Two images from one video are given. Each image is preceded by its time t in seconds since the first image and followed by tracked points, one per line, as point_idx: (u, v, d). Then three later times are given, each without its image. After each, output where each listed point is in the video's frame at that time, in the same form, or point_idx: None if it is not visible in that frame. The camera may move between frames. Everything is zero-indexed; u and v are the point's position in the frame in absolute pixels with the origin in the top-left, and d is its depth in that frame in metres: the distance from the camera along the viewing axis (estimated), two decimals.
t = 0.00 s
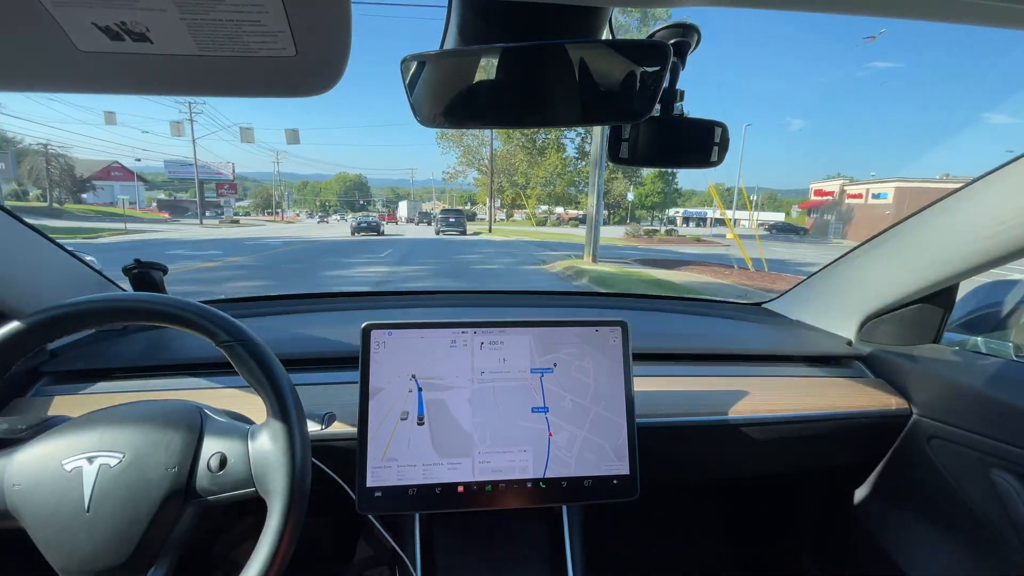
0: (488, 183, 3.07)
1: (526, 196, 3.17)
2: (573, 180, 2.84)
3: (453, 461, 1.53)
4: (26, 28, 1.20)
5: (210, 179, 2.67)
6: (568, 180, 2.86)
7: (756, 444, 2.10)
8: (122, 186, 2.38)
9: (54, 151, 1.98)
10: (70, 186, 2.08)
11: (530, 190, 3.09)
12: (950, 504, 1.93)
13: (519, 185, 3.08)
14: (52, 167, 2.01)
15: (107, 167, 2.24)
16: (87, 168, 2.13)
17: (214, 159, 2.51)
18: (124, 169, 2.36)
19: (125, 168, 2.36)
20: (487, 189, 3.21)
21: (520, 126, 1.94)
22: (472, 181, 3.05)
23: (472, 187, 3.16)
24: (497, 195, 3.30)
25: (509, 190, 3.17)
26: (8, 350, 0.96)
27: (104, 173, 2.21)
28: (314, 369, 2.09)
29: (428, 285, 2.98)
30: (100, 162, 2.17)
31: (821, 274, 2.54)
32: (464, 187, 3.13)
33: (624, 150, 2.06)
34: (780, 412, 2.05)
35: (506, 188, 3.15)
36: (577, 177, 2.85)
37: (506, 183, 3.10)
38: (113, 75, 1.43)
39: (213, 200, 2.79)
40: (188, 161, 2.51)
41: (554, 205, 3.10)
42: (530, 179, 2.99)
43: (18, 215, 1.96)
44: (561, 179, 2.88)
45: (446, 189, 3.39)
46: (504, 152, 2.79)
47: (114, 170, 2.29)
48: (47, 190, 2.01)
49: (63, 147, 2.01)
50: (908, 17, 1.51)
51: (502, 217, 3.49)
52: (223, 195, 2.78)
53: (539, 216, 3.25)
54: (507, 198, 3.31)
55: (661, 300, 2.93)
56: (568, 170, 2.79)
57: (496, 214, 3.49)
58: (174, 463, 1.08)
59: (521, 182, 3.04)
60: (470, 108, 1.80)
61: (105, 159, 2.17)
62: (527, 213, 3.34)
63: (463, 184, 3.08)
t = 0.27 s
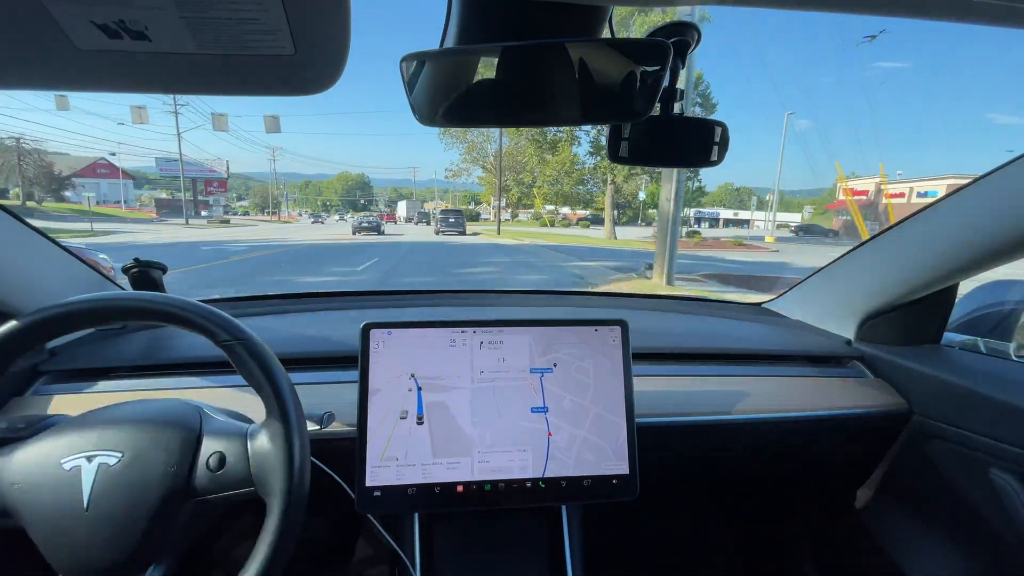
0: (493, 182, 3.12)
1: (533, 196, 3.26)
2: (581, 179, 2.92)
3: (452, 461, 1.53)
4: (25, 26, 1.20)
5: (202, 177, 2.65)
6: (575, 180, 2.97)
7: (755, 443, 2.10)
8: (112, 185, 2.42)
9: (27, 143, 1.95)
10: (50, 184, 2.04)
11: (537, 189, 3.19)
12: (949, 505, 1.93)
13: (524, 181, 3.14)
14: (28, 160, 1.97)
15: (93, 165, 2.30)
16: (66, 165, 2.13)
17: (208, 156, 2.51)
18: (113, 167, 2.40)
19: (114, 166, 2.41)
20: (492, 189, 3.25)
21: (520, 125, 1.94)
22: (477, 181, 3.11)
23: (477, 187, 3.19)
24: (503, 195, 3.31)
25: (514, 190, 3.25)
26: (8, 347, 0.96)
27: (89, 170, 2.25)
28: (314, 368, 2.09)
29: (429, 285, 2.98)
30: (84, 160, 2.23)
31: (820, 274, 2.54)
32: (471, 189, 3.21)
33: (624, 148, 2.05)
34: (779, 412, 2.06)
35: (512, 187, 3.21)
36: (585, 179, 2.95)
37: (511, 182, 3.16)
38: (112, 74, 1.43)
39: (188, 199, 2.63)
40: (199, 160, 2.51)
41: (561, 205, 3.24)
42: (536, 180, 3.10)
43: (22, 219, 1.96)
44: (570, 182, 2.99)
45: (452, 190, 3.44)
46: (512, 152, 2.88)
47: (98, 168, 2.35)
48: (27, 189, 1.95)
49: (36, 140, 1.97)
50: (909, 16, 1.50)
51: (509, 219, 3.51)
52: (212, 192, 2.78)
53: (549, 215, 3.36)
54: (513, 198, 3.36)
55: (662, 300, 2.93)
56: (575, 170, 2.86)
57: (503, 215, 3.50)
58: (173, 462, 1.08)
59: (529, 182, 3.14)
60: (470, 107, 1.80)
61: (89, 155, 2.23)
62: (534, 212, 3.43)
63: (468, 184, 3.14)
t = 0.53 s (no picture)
0: (498, 180, 3.46)
1: (540, 195, 3.36)
2: (589, 177, 2.97)
3: (453, 460, 1.54)
4: (23, 25, 1.19)
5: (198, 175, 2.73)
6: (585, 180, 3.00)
7: (756, 440, 2.10)
8: (99, 184, 2.36)
9: None
10: (21, 182, 1.92)
11: (545, 188, 3.25)
12: (950, 502, 1.93)
13: (529, 180, 3.31)
14: None
15: (77, 162, 2.22)
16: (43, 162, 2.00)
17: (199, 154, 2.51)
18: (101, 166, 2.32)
19: (100, 164, 2.31)
20: (497, 188, 3.65)
21: (520, 124, 1.94)
22: (483, 181, 3.49)
23: (482, 183, 3.42)
24: (508, 195, 3.61)
25: (519, 190, 3.46)
26: (10, 347, 0.96)
27: (70, 169, 2.17)
28: (316, 367, 2.10)
29: (430, 284, 2.99)
30: (66, 158, 2.13)
31: (819, 272, 2.55)
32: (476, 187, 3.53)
33: (623, 148, 2.05)
34: (780, 409, 2.06)
35: (516, 187, 3.44)
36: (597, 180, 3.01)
37: (516, 182, 3.39)
38: (111, 74, 1.43)
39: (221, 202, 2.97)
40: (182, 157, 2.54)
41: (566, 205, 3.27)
42: (544, 179, 3.16)
43: (22, 219, 1.96)
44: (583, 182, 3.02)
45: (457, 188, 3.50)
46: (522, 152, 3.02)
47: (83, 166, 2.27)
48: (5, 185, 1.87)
49: (7, 134, 1.85)
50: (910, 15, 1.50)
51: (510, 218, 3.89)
52: (200, 191, 2.82)
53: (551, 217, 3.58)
54: (519, 198, 3.56)
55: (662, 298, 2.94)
56: (584, 169, 2.89)
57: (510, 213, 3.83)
58: (175, 462, 1.08)
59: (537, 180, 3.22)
60: (470, 106, 1.80)
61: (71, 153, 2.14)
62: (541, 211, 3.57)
63: (473, 183, 3.47)
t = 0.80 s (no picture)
0: (503, 178, 3.25)
1: (547, 195, 3.23)
2: (600, 175, 2.86)
3: (453, 461, 1.54)
4: (25, 28, 1.20)
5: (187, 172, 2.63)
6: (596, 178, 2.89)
7: (756, 442, 2.10)
8: (86, 181, 2.33)
9: None
10: None
11: (553, 187, 3.09)
12: (952, 503, 1.93)
13: (535, 180, 3.16)
14: None
15: (61, 159, 2.18)
16: (18, 157, 1.94)
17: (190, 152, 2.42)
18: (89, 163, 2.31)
19: (81, 160, 2.28)
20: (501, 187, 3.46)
21: (520, 125, 1.94)
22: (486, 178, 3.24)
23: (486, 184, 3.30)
24: (514, 193, 3.49)
25: (525, 190, 3.31)
26: (11, 349, 0.96)
27: (51, 165, 2.11)
28: (317, 368, 2.10)
29: (430, 284, 2.98)
30: (46, 154, 2.07)
31: (820, 274, 2.55)
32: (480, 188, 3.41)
33: (624, 149, 2.05)
34: (780, 411, 2.06)
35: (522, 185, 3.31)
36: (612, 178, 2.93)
37: (522, 181, 3.26)
38: (112, 76, 1.43)
39: (224, 202, 2.91)
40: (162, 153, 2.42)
41: (574, 205, 3.16)
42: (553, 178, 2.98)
43: (23, 220, 1.96)
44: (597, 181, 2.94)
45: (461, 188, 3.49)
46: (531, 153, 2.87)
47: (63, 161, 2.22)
48: None
49: None
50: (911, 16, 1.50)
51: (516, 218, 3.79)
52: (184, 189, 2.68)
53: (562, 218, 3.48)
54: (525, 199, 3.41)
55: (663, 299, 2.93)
56: (595, 166, 2.76)
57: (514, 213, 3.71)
58: (176, 463, 1.09)
59: (544, 179, 3.03)
60: (470, 108, 1.80)
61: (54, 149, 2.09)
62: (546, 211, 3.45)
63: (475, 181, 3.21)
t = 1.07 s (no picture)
0: (510, 177, 3.19)
1: (556, 195, 3.20)
2: (611, 175, 2.79)
3: (453, 461, 1.53)
4: (24, 27, 1.19)
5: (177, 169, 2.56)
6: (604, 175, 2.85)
7: (756, 443, 2.10)
8: (65, 180, 2.18)
9: None
10: None
11: (562, 186, 3.05)
12: (952, 504, 1.93)
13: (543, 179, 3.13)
14: None
15: (39, 156, 2.05)
16: None
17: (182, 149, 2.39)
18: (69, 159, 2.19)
19: (62, 157, 2.15)
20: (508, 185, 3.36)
21: (520, 126, 1.94)
22: (493, 177, 3.21)
23: (491, 183, 3.30)
24: (521, 192, 3.44)
25: (533, 187, 3.28)
26: (9, 348, 0.96)
27: (28, 162, 1.98)
28: (316, 368, 2.10)
29: (430, 284, 2.98)
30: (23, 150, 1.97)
31: (820, 275, 2.55)
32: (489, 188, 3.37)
33: (623, 150, 2.05)
34: (780, 412, 2.06)
35: (529, 183, 3.28)
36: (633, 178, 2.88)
37: (529, 179, 3.23)
38: (111, 75, 1.43)
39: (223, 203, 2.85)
40: (147, 150, 2.36)
41: (583, 205, 3.17)
42: (561, 176, 2.97)
43: (25, 219, 1.97)
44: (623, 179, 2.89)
45: (464, 189, 3.48)
46: (540, 151, 2.85)
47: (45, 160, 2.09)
48: None
49: None
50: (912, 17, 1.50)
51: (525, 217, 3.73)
52: (169, 187, 2.56)
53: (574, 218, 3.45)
54: (532, 196, 3.42)
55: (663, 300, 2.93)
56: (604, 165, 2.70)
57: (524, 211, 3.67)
58: (175, 462, 1.08)
59: (553, 177, 3.02)
60: (470, 108, 1.80)
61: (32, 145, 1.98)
62: (553, 211, 3.40)
63: (482, 180, 3.18)
